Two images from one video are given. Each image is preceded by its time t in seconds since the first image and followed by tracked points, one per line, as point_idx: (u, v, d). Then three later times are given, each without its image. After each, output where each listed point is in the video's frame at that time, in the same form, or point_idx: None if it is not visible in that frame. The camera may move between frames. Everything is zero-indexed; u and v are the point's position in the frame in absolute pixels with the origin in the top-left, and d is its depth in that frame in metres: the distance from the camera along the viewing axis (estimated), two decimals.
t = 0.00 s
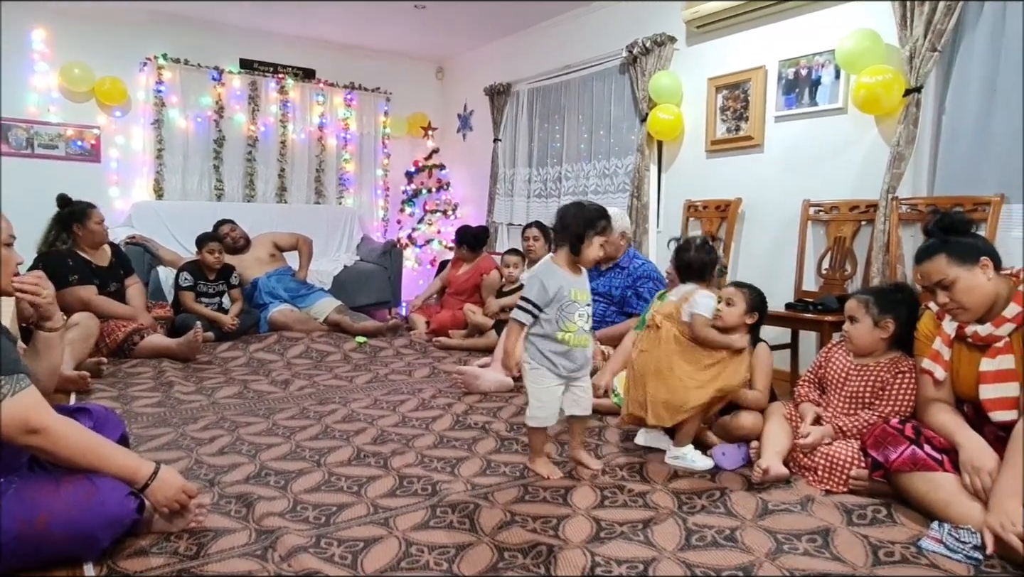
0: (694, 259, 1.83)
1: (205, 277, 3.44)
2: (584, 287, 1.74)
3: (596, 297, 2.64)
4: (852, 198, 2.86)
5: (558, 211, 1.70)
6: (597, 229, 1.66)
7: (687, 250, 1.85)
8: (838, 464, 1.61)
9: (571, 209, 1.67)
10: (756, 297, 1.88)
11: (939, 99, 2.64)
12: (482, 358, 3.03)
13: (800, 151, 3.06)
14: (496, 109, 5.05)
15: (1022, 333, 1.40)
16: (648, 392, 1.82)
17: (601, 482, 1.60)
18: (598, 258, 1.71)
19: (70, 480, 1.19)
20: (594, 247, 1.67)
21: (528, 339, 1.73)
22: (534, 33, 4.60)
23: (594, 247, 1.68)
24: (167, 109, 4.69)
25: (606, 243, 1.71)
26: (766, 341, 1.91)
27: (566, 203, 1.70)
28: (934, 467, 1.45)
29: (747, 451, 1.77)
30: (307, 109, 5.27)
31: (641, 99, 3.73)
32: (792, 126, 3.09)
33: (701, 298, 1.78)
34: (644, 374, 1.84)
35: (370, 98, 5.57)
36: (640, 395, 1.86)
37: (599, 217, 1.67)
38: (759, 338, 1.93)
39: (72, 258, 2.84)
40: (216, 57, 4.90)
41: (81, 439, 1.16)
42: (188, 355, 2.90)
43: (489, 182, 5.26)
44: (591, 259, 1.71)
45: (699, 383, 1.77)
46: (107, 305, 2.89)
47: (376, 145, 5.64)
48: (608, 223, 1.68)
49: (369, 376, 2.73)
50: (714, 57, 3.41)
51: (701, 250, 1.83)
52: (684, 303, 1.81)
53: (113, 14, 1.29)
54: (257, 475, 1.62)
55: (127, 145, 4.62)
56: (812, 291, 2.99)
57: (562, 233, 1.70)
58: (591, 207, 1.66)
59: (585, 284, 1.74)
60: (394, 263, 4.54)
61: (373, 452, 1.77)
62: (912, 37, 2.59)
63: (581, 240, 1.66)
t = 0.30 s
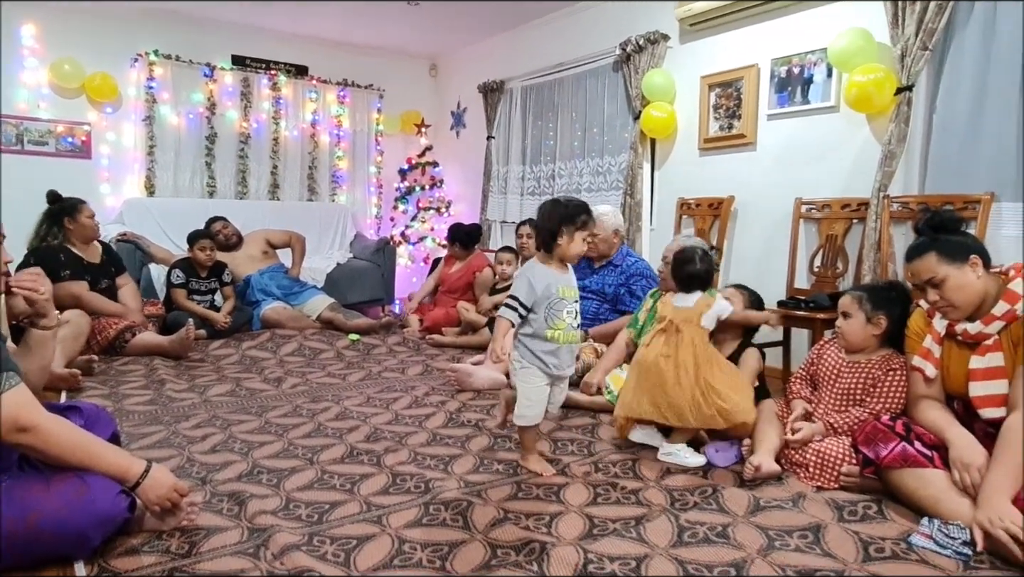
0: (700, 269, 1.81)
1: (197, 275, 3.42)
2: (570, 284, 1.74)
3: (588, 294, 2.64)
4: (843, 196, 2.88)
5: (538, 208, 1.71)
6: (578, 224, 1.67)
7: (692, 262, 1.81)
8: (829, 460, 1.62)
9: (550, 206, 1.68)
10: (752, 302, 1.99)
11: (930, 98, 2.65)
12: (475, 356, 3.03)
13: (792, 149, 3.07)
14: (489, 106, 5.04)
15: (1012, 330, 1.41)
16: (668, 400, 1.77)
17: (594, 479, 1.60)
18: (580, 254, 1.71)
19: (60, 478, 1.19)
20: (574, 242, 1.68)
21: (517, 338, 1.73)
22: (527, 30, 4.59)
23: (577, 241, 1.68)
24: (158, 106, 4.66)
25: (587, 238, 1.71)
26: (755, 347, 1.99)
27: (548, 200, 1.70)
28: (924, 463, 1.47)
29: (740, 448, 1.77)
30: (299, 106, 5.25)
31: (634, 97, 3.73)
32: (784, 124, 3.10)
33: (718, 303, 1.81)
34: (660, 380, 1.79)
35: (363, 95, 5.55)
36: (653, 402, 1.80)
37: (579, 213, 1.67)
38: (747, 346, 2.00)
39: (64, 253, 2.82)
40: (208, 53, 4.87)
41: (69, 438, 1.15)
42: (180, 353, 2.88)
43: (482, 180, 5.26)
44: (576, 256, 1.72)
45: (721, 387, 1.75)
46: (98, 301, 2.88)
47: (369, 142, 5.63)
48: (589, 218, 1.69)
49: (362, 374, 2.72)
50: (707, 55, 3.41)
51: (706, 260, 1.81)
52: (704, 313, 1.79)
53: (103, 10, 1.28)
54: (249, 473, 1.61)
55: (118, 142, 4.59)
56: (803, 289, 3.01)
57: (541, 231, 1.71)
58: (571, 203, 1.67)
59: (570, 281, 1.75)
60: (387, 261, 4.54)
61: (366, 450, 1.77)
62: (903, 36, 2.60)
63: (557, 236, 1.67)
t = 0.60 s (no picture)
0: (696, 249, 1.86)
1: (185, 274, 3.41)
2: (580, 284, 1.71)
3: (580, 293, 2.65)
4: (832, 194, 2.89)
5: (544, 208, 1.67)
6: (588, 223, 1.64)
7: (691, 242, 1.86)
8: (819, 457, 1.62)
9: (559, 206, 1.64)
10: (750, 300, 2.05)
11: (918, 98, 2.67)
12: (466, 356, 3.03)
13: (782, 148, 3.09)
14: (481, 105, 5.04)
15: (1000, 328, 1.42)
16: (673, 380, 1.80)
17: (586, 478, 1.60)
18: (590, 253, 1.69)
19: (48, 480, 1.17)
20: (587, 241, 1.65)
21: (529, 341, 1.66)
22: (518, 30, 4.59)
23: (587, 240, 1.66)
24: (147, 105, 4.63)
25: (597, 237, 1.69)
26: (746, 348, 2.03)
27: (559, 199, 1.66)
28: (913, 460, 1.48)
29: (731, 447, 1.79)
30: (290, 105, 5.23)
31: (625, 96, 3.74)
32: (774, 123, 3.12)
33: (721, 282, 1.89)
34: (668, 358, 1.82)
35: (353, 94, 5.53)
36: (658, 380, 1.82)
37: (588, 213, 1.65)
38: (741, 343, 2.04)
39: (56, 249, 2.81)
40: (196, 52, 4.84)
41: (56, 441, 1.14)
42: (170, 354, 2.86)
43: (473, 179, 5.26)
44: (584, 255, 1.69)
45: (724, 366, 1.82)
46: (88, 301, 2.85)
47: (360, 142, 5.62)
48: (596, 217, 1.67)
49: (353, 374, 2.72)
50: (697, 54, 3.42)
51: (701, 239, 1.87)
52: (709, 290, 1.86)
53: (91, 9, 1.27)
54: (240, 474, 1.61)
55: (107, 141, 4.55)
56: (793, 287, 3.02)
57: (550, 232, 1.65)
58: (578, 203, 1.64)
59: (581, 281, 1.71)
60: (378, 260, 4.52)
61: (358, 450, 1.77)
62: (891, 36, 2.62)
63: (572, 236, 1.62)
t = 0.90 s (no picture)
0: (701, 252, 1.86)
1: (180, 273, 3.39)
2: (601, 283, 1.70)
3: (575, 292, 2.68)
4: (827, 193, 2.90)
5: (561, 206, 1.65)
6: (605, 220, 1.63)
7: (694, 244, 1.86)
8: (813, 456, 1.63)
9: (576, 204, 1.62)
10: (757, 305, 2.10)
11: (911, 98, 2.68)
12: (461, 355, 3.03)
13: (776, 147, 3.10)
14: (476, 104, 5.03)
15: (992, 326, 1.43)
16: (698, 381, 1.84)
17: (580, 477, 1.60)
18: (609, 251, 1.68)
19: (39, 480, 1.16)
20: (605, 238, 1.63)
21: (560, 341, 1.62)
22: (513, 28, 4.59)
23: (606, 237, 1.64)
24: (140, 103, 4.61)
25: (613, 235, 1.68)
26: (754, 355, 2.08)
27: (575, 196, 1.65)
28: (906, 458, 1.48)
29: (726, 446, 1.79)
30: (284, 104, 5.21)
31: (620, 95, 3.74)
32: (768, 123, 3.13)
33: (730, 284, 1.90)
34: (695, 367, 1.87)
35: (348, 92, 5.52)
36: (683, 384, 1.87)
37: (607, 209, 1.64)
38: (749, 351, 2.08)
39: (52, 246, 2.78)
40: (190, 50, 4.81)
41: (46, 443, 1.14)
42: (163, 353, 2.84)
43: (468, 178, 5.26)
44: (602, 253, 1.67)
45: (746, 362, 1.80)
46: (81, 300, 2.84)
47: (354, 141, 5.60)
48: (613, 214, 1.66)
49: (348, 373, 2.71)
50: (692, 53, 3.43)
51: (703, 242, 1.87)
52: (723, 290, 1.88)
53: (84, 7, 1.27)
54: (234, 474, 1.60)
55: (100, 140, 4.52)
56: (787, 286, 3.03)
57: (567, 231, 1.64)
58: (595, 199, 1.63)
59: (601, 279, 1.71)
60: (373, 260, 4.51)
61: (352, 450, 1.76)
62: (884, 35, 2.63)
63: (586, 233, 1.60)
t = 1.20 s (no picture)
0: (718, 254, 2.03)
1: (170, 272, 3.38)
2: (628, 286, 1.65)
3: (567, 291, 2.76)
4: (818, 191, 2.91)
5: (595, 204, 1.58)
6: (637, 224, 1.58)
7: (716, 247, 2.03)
8: (803, 454, 1.63)
9: (613, 204, 1.56)
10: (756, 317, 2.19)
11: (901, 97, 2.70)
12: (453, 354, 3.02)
13: (767, 146, 3.11)
14: (468, 102, 5.03)
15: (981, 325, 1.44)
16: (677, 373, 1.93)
17: (572, 476, 1.61)
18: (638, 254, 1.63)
19: (26, 480, 1.15)
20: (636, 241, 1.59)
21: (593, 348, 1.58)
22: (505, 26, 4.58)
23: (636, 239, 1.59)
24: (129, 101, 4.57)
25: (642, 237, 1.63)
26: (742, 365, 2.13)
27: (609, 195, 1.57)
28: (896, 456, 1.49)
29: (716, 445, 1.79)
30: (275, 101, 5.18)
31: (612, 94, 3.74)
32: (760, 122, 3.14)
33: (739, 295, 1.99)
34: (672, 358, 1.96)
35: (340, 90, 5.50)
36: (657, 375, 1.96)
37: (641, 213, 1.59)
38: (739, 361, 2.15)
39: (43, 244, 2.79)
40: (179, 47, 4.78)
41: (30, 442, 1.15)
42: (153, 353, 2.82)
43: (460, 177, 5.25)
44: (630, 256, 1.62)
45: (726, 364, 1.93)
46: (70, 299, 2.82)
47: (346, 139, 5.59)
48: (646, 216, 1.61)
49: (340, 372, 2.70)
50: (683, 53, 3.43)
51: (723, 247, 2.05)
52: (729, 303, 1.98)
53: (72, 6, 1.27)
54: (225, 473, 1.59)
55: (89, 138, 4.49)
56: (778, 285, 3.04)
57: (599, 230, 1.57)
58: (630, 200, 1.57)
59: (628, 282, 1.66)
60: (365, 258, 4.50)
61: (343, 449, 1.76)
62: (875, 35, 2.64)
63: (623, 235, 1.55)
